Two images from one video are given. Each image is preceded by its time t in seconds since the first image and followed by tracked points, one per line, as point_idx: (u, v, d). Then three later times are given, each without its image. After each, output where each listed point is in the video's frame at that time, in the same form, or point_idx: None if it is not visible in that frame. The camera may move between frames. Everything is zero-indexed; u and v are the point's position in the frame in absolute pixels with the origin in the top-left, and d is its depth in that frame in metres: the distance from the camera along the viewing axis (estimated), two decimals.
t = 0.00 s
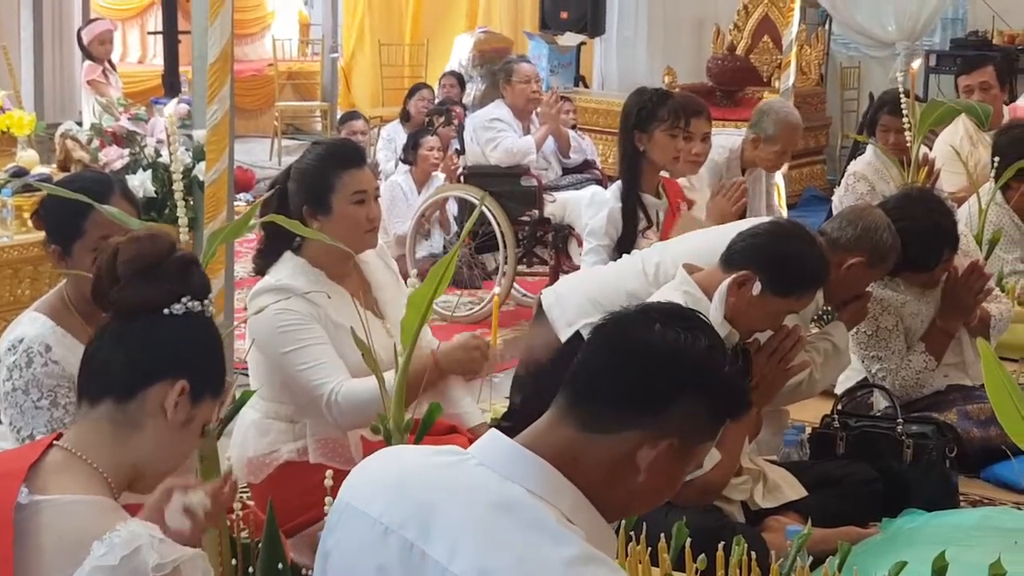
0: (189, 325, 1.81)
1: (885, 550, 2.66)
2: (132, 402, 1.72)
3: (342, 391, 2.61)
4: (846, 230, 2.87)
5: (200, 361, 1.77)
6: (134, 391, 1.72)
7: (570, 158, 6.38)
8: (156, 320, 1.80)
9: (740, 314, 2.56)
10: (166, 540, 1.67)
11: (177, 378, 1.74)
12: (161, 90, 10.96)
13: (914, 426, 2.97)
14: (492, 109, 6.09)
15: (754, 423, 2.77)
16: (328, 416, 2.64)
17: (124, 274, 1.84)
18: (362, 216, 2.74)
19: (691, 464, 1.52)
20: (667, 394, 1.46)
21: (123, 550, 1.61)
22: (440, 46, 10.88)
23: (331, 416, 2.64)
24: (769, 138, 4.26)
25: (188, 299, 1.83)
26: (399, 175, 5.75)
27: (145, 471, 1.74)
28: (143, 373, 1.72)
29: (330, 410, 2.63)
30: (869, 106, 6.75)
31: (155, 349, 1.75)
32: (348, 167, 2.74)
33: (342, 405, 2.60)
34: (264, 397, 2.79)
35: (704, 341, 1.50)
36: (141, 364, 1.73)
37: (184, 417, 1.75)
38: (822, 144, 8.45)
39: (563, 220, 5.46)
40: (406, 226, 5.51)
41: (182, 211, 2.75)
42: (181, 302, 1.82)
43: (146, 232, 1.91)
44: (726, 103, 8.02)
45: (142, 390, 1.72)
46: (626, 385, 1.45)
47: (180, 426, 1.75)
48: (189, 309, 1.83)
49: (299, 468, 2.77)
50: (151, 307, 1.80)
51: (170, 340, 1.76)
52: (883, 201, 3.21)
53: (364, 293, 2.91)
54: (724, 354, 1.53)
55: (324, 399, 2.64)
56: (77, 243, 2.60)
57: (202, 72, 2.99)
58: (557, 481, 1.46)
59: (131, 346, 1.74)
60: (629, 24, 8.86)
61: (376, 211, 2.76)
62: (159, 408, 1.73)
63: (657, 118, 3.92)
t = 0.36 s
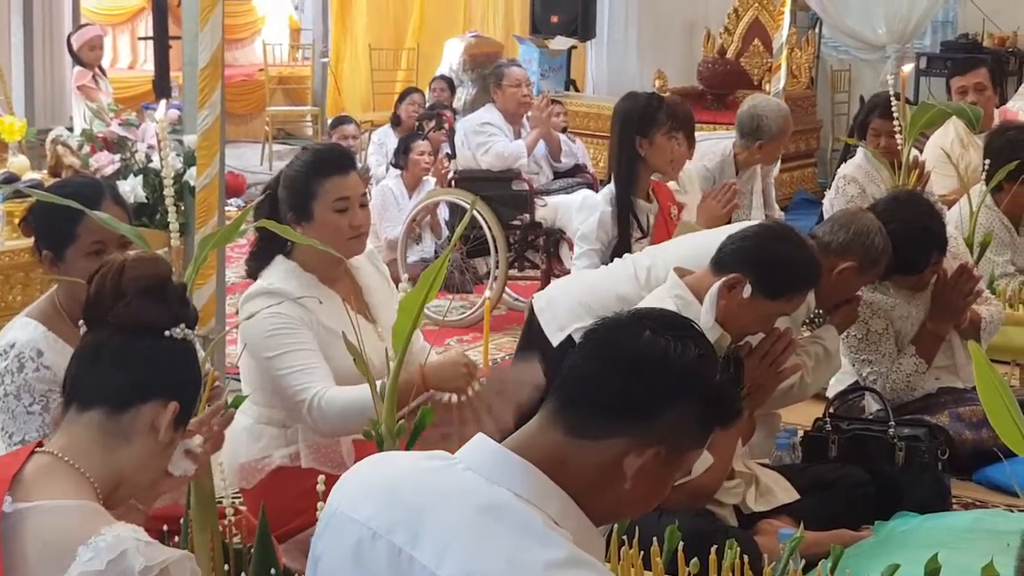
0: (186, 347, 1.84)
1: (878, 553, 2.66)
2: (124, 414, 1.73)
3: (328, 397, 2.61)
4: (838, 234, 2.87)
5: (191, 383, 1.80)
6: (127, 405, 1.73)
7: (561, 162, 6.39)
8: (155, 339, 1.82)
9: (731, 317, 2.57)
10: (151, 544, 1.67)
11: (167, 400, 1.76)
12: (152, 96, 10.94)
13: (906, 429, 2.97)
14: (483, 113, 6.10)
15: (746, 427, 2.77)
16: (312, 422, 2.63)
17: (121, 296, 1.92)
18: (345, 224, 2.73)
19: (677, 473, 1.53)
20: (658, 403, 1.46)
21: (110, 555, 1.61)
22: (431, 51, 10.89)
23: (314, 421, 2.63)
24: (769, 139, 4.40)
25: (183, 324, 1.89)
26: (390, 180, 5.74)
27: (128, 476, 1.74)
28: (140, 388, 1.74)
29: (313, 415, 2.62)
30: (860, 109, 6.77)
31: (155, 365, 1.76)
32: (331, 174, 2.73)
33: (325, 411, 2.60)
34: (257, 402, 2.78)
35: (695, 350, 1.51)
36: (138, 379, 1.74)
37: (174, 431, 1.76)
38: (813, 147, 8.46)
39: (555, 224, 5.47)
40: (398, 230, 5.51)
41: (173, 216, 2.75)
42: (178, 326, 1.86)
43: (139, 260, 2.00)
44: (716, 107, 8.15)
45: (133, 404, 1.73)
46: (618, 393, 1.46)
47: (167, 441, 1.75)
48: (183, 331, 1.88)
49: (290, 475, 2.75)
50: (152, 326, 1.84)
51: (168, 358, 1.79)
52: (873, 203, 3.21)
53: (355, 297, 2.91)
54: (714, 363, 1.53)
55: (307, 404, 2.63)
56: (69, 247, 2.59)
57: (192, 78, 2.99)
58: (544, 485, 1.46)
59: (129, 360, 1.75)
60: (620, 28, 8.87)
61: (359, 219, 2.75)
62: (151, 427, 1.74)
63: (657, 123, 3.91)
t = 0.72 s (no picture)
0: (170, 335, 1.82)
1: (874, 556, 2.66)
2: (112, 412, 1.72)
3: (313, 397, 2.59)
4: (834, 234, 2.88)
5: (180, 374, 1.79)
6: (114, 401, 1.72)
7: (557, 165, 6.37)
8: (136, 330, 1.80)
9: (727, 320, 2.57)
10: (146, 543, 1.67)
11: (156, 392, 1.75)
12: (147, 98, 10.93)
13: (902, 433, 3.00)
14: (480, 116, 6.09)
15: (742, 429, 2.77)
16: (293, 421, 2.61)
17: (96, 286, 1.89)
18: (331, 232, 2.72)
19: (668, 477, 1.52)
20: (646, 408, 1.46)
21: (104, 555, 1.61)
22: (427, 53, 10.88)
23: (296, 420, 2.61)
24: (785, 158, 4.23)
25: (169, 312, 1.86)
26: (386, 183, 5.74)
27: (120, 474, 1.73)
28: (126, 384, 1.73)
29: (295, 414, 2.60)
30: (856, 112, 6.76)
31: (137, 358, 1.75)
32: (322, 182, 2.72)
33: (308, 409, 2.58)
34: (252, 404, 2.79)
35: (684, 353, 1.51)
36: (123, 374, 1.73)
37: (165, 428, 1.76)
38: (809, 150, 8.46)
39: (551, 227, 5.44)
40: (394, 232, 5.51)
41: (168, 219, 2.74)
42: (160, 314, 1.83)
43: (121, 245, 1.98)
44: (713, 110, 8.17)
45: (122, 402, 1.72)
46: (608, 396, 1.46)
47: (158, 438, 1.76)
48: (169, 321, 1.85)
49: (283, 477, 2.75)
50: (133, 318, 1.82)
51: (148, 350, 1.77)
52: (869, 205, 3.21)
53: (351, 299, 2.91)
54: (705, 367, 1.53)
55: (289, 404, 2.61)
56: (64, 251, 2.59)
57: (188, 80, 2.98)
58: (534, 488, 1.46)
59: (110, 355, 1.74)
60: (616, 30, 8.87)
61: (346, 227, 2.73)
62: (139, 420, 1.74)
63: (656, 124, 3.92)
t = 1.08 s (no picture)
0: (150, 338, 1.79)
1: (862, 556, 2.67)
2: (95, 417, 1.72)
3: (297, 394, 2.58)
4: (824, 239, 2.91)
5: (164, 375, 1.77)
6: (97, 406, 1.72)
7: (546, 167, 6.39)
8: (115, 331, 1.78)
9: (715, 322, 2.59)
10: (137, 543, 1.66)
11: (141, 394, 1.74)
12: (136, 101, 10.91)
13: (890, 432, 3.00)
14: (469, 119, 6.09)
15: (731, 431, 2.78)
16: (271, 418, 2.59)
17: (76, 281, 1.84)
18: (320, 234, 2.73)
19: (656, 481, 1.53)
20: (633, 412, 1.46)
21: (93, 554, 1.61)
22: (416, 56, 10.90)
23: (275, 417, 2.59)
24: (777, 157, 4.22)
25: (154, 311, 1.81)
26: (376, 186, 5.75)
27: (112, 476, 1.74)
28: (106, 384, 1.72)
29: (275, 411, 2.58)
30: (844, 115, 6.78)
31: (115, 360, 1.74)
32: (301, 186, 2.72)
33: (290, 407, 2.57)
34: (241, 407, 2.79)
35: (673, 358, 1.51)
36: (108, 377, 1.73)
37: (149, 430, 1.75)
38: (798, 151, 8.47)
39: (541, 228, 5.47)
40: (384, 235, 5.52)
41: (158, 223, 2.74)
42: (143, 315, 1.80)
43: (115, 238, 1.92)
44: (702, 112, 8.16)
45: (104, 407, 1.72)
46: (596, 399, 1.46)
47: (143, 439, 1.75)
48: (153, 320, 1.81)
49: (273, 480, 2.75)
50: (115, 318, 1.79)
51: (128, 352, 1.76)
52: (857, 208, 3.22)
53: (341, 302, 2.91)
54: (694, 373, 1.53)
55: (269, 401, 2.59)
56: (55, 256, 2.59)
57: (177, 83, 2.99)
58: (522, 490, 1.47)
59: (93, 361, 1.74)
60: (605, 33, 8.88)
61: (335, 229, 2.74)
62: (123, 423, 1.73)
63: (651, 128, 3.92)
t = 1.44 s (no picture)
0: (86, 335, 1.76)
1: (846, 557, 2.68)
2: (60, 420, 1.72)
3: (280, 399, 2.57)
4: (808, 243, 2.91)
5: (114, 372, 1.72)
6: (58, 410, 1.72)
7: (529, 170, 6.41)
8: (53, 338, 1.77)
9: (698, 324, 2.59)
10: (129, 539, 1.65)
11: (88, 393, 1.71)
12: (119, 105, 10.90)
13: (873, 434, 3.00)
14: (452, 121, 6.06)
15: (715, 433, 2.78)
16: (252, 423, 2.58)
17: (43, 288, 1.86)
18: (301, 237, 2.72)
19: (639, 485, 1.53)
20: (616, 417, 1.47)
21: (84, 547, 1.60)
22: (399, 59, 10.92)
23: (258, 423, 2.58)
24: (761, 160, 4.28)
25: (88, 308, 1.79)
26: (359, 189, 5.75)
27: (102, 478, 1.74)
28: (60, 388, 1.72)
29: (257, 415, 2.57)
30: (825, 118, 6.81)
31: (54, 368, 1.74)
32: (286, 190, 2.72)
33: (273, 411, 2.56)
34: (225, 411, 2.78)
35: (656, 363, 1.52)
36: (62, 380, 1.72)
37: (112, 428, 1.73)
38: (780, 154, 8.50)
39: (524, 231, 5.59)
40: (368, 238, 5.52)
41: (140, 227, 2.72)
42: (78, 314, 1.78)
43: (61, 242, 1.94)
44: (684, 114, 8.10)
45: (61, 410, 1.72)
46: (579, 404, 1.47)
47: (108, 437, 1.73)
48: (88, 318, 1.78)
49: (258, 484, 2.75)
50: (54, 321, 1.79)
51: (71, 354, 1.74)
52: (840, 211, 3.24)
53: (325, 305, 2.91)
54: (678, 378, 1.54)
55: (252, 405, 2.58)
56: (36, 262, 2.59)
57: (160, 88, 2.99)
58: (505, 494, 1.47)
59: (47, 367, 1.74)
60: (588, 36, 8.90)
61: (316, 233, 2.73)
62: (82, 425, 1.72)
63: (636, 132, 3.91)
